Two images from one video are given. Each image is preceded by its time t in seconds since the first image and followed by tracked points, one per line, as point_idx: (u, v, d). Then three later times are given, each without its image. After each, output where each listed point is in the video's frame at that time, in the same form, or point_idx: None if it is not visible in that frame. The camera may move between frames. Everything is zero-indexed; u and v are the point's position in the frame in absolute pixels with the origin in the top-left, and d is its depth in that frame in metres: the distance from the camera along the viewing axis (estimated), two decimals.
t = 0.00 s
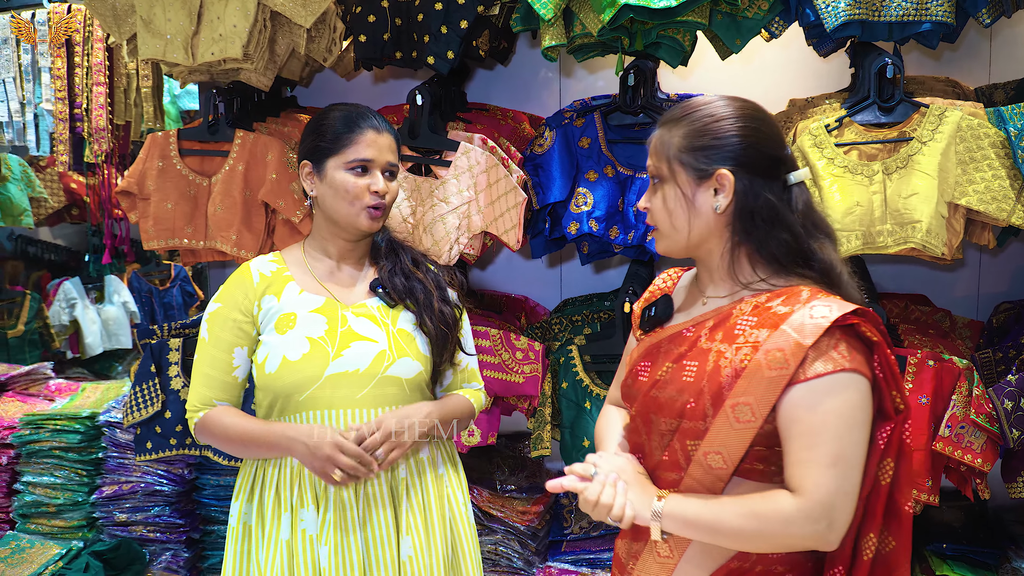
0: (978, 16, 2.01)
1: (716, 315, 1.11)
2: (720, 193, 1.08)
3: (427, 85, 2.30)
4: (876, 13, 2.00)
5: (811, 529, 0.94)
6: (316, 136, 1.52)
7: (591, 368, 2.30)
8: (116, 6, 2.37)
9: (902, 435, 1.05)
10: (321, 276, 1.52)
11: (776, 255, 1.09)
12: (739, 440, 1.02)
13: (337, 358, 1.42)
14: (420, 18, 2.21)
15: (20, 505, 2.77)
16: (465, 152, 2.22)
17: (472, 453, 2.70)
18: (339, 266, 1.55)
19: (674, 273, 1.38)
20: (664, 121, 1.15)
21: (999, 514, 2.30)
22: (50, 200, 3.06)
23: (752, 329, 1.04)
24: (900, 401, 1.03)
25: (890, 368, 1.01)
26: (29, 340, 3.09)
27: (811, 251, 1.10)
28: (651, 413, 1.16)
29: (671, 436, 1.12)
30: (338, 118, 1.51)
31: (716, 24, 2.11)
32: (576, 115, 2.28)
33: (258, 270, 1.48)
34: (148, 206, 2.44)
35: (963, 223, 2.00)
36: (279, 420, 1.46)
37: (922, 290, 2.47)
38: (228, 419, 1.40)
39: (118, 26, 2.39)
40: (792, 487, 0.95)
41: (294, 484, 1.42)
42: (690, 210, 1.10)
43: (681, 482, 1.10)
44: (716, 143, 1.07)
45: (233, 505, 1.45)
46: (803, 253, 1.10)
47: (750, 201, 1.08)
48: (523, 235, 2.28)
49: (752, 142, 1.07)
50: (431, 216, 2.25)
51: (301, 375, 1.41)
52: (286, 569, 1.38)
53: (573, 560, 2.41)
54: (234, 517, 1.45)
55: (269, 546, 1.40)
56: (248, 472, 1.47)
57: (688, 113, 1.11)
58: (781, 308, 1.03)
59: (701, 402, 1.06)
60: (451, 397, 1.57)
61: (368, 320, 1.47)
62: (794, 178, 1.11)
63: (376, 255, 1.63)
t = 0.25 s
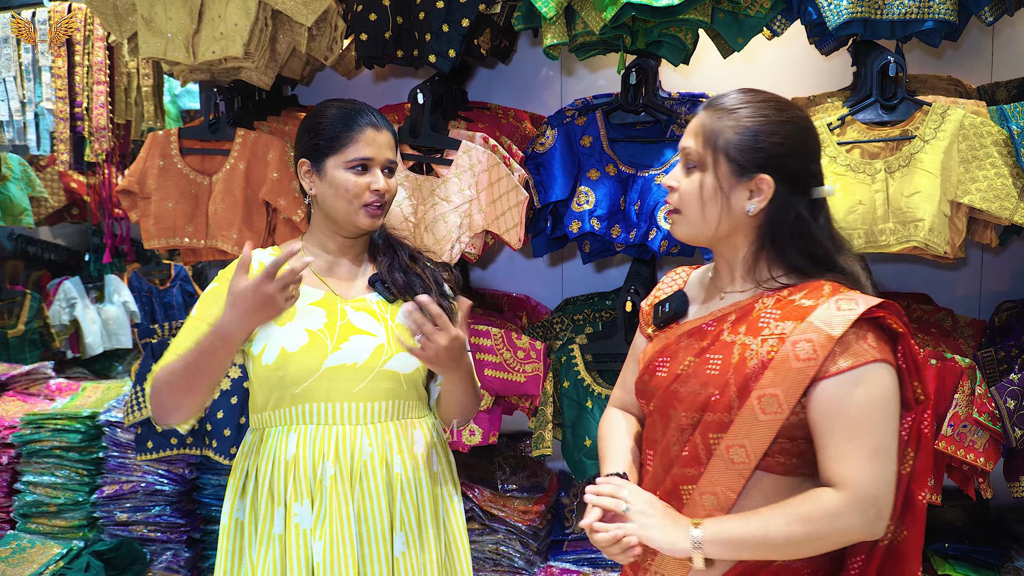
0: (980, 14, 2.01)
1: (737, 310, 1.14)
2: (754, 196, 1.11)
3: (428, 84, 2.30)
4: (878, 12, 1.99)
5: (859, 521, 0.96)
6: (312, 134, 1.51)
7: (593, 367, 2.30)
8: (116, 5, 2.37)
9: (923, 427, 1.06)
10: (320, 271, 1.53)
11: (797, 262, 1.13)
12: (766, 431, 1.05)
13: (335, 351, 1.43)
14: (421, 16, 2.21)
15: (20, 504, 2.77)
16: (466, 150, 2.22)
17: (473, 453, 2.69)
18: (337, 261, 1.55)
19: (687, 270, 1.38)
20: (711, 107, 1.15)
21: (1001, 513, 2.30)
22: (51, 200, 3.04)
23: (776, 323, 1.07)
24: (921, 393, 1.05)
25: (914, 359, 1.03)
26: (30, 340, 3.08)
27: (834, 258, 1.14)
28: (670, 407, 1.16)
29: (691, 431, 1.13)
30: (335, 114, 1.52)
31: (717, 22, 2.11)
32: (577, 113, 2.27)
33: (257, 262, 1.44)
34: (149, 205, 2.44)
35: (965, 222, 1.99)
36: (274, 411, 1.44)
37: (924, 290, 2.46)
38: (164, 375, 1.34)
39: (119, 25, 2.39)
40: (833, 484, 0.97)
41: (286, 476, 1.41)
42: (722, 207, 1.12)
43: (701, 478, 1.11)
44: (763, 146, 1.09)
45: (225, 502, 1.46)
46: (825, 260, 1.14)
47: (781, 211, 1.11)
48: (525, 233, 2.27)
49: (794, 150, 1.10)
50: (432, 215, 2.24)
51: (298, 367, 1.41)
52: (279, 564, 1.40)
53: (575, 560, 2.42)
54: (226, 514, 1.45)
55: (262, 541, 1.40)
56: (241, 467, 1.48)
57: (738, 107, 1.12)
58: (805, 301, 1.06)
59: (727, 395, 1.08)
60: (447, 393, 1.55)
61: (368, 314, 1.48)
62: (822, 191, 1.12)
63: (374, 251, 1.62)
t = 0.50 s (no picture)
0: (980, 15, 2.01)
1: (767, 306, 1.15)
2: (804, 197, 1.15)
3: (428, 85, 2.30)
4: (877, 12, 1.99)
5: (914, 518, 0.98)
6: (316, 133, 1.54)
7: (592, 368, 2.30)
8: (116, 6, 2.37)
9: (949, 427, 1.10)
10: (319, 269, 1.54)
11: (829, 263, 1.17)
12: (795, 427, 1.06)
13: (333, 350, 1.44)
14: (421, 17, 2.21)
15: (20, 505, 2.77)
16: (466, 151, 2.21)
17: (472, 453, 2.69)
18: (337, 260, 1.56)
19: (703, 266, 1.38)
20: (749, 109, 1.17)
21: (1000, 514, 2.30)
22: (51, 200, 3.08)
23: (810, 320, 1.09)
24: (948, 394, 1.09)
25: (941, 361, 1.07)
26: (29, 340, 3.06)
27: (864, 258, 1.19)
28: (695, 400, 1.17)
29: (717, 424, 1.15)
30: (340, 114, 1.53)
31: (717, 22, 2.11)
32: (577, 114, 2.26)
33: (258, 257, 1.50)
34: (149, 206, 2.44)
35: (964, 223, 2.00)
36: (267, 409, 1.44)
37: (923, 290, 2.46)
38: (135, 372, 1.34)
39: (119, 25, 2.39)
40: (884, 482, 0.99)
41: (275, 475, 1.41)
42: (772, 207, 1.15)
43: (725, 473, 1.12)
44: (812, 150, 1.13)
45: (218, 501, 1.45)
46: (857, 263, 1.18)
47: (826, 211, 1.16)
48: (525, 234, 2.28)
49: (835, 151, 1.15)
50: (432, 216, 2.24)
51: (295, 364, 1.42)
52: (270, 564, 1.38)
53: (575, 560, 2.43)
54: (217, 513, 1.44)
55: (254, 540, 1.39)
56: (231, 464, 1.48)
57: (781, 110, 1.15)
58: (838, 300, 1.09)
59: (759, 387, 1.10)
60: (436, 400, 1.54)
61: (365, 314, 1.49)
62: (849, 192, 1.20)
63: (371, 252, 1.63)
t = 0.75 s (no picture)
0: (979, 16, 2.01)
1: (795, 305, 1.17)
2: (828, 193, 1.20)
3: (428, 86, 2.30)
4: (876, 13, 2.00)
5: (930, 512, 1.01)
6: (317, 135, 1.54)
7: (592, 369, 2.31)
8: (117, 7, 2.37)
9: (966, 429, 1.15)
10: (318, 270, 1.54)
11: (846, 263, 1.23)
12: (822, 427, 1.10)
13: (331, 350, 1.44)
14: (421, 19, 2.21)
15: (20, 506, 2.77)
16: (466, 152, 2.22)
17: (472, 454, 2.70)
18: (336, 262, 1.57)
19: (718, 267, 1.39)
20: (751, 122, 1.20)
21: (1000, 514, 2.30)
22: (51, 201, 3.07)
23: (838, 321, 1.12)
24: (963, 397, 1.14)
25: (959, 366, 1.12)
26: (30, 340, 3.08)
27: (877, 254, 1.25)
28: (718, 399, 1.19)
29: (740, 424, 1.17)
30: (343, 117, 1.53)
31: (717, 24, 2.11)
32: (577, 116, 2.26)
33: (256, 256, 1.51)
34: (149, 207, 2.44)
35: (963, 224, 2.00)
36: (265, 409, 1.45)
37: (922, 291, 2.47)
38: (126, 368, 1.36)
39: (119, 27, 2.40)
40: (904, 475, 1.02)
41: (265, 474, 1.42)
42: (805, 207, 1.18)
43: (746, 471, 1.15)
44: (827, 148, 1.18)
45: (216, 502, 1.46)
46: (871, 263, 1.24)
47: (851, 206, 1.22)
48: (524, 235, 2.28)
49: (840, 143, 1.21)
50: (432, 217, 2.25)
51: (293, 364, 1.42)
52: (266, 564, 1.38)
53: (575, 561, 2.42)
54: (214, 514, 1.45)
55: (248, 541, 1.40)
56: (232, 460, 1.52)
57: (786, 116, 1.19)
58: (866, 303, 1.12)
59: (789, 387, 1.13)
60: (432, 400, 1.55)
61: (364, 315, 1.50)
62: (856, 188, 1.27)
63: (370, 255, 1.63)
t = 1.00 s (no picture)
0: (977, 17, 2.01)
1: (797, 303, 1.21)
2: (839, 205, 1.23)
3: (427, 86, 2.30)
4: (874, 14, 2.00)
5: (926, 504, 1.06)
6: (319, 132, 1.55)
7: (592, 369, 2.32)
8: (116, 8, 2.37)
9: (966, 426, 1.17)
10: (321, 271, 1.55)
11: (843, 267, 1.25)
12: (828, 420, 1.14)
13: (335, 351, 1.45)
14: (420, 19, 2.22)
15: (20, 505, 2.77)
16: (465, 152, 2.23)
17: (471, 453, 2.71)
18: (337, 262, 1.57)
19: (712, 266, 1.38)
20: (785, 118, 1.20)
21: (998, 514, 2.30)
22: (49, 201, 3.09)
23: (841, 318, 1.17)
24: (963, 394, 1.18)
25: (956, 363, 1.17)
26: (29, 340, 3.07)
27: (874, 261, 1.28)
28: (723, 396, 1.22)
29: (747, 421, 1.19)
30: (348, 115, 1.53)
31: (715, 24, 2.12)
32: (576, 116, 2.26)
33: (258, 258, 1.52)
34: (148, 207, 2.44)
35: (961, 224, 2.00)
36: (270, 409, 1.45)
37: (921, 290, 2.47)
38: (134, 372, 1.36)
39: (118, 27, 2.40)
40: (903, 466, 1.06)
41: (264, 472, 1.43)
42: (816, 215, 1.20)
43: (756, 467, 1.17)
44: (848, 157, 1.20)
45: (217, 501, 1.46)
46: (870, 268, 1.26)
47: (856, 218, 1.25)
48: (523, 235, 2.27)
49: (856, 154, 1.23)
50: (431, 217, 2.26)
51: (298, 364, 1.43)
52: (267, 563, 1.37)
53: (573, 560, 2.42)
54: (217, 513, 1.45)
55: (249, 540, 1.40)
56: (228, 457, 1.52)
57: (819, 117, 1.19)
58: (866, 300, 1.17)
59: (795, 384, 1.16)
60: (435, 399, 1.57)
61: (368, 316, 1.51)
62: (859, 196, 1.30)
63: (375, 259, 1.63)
